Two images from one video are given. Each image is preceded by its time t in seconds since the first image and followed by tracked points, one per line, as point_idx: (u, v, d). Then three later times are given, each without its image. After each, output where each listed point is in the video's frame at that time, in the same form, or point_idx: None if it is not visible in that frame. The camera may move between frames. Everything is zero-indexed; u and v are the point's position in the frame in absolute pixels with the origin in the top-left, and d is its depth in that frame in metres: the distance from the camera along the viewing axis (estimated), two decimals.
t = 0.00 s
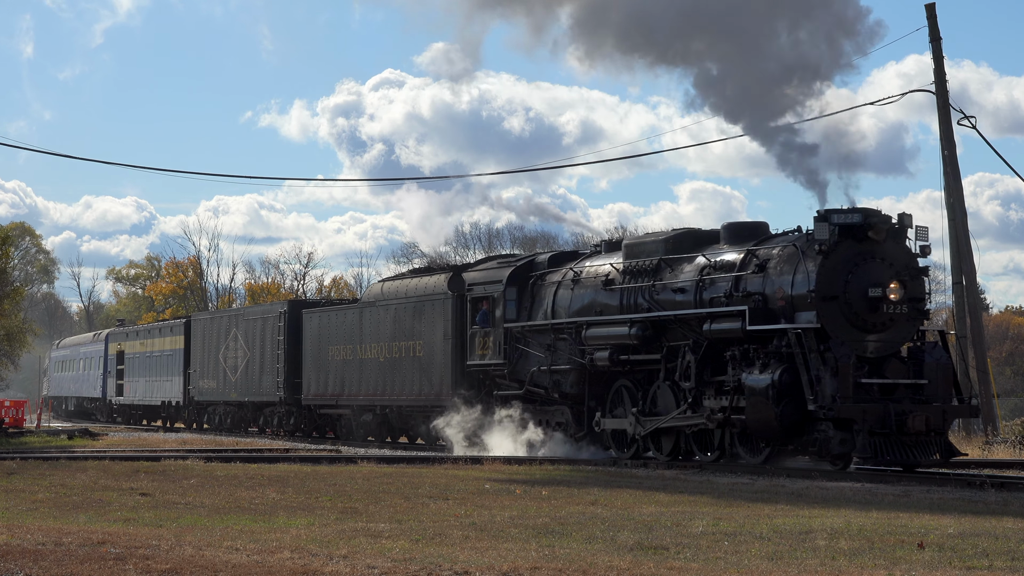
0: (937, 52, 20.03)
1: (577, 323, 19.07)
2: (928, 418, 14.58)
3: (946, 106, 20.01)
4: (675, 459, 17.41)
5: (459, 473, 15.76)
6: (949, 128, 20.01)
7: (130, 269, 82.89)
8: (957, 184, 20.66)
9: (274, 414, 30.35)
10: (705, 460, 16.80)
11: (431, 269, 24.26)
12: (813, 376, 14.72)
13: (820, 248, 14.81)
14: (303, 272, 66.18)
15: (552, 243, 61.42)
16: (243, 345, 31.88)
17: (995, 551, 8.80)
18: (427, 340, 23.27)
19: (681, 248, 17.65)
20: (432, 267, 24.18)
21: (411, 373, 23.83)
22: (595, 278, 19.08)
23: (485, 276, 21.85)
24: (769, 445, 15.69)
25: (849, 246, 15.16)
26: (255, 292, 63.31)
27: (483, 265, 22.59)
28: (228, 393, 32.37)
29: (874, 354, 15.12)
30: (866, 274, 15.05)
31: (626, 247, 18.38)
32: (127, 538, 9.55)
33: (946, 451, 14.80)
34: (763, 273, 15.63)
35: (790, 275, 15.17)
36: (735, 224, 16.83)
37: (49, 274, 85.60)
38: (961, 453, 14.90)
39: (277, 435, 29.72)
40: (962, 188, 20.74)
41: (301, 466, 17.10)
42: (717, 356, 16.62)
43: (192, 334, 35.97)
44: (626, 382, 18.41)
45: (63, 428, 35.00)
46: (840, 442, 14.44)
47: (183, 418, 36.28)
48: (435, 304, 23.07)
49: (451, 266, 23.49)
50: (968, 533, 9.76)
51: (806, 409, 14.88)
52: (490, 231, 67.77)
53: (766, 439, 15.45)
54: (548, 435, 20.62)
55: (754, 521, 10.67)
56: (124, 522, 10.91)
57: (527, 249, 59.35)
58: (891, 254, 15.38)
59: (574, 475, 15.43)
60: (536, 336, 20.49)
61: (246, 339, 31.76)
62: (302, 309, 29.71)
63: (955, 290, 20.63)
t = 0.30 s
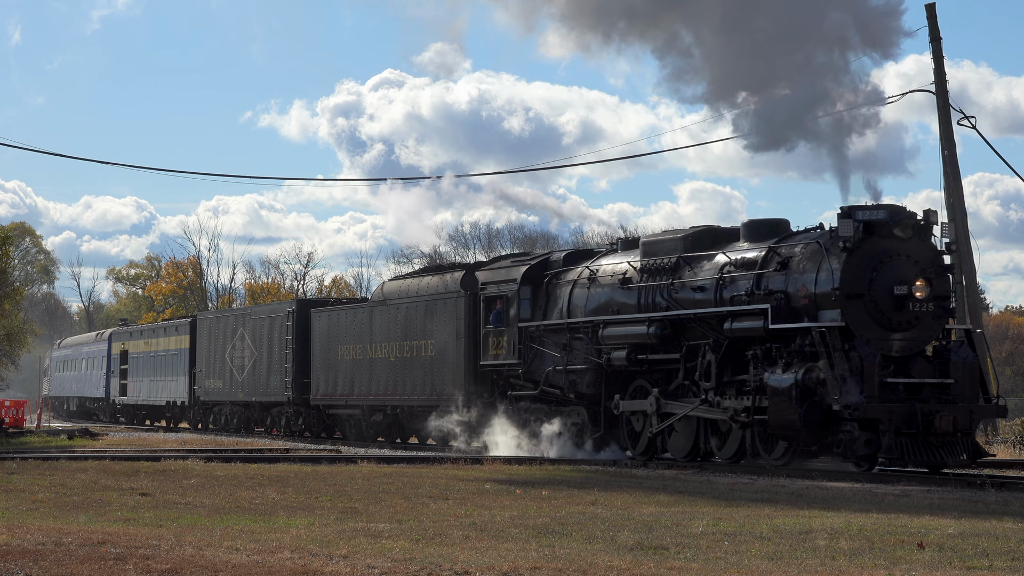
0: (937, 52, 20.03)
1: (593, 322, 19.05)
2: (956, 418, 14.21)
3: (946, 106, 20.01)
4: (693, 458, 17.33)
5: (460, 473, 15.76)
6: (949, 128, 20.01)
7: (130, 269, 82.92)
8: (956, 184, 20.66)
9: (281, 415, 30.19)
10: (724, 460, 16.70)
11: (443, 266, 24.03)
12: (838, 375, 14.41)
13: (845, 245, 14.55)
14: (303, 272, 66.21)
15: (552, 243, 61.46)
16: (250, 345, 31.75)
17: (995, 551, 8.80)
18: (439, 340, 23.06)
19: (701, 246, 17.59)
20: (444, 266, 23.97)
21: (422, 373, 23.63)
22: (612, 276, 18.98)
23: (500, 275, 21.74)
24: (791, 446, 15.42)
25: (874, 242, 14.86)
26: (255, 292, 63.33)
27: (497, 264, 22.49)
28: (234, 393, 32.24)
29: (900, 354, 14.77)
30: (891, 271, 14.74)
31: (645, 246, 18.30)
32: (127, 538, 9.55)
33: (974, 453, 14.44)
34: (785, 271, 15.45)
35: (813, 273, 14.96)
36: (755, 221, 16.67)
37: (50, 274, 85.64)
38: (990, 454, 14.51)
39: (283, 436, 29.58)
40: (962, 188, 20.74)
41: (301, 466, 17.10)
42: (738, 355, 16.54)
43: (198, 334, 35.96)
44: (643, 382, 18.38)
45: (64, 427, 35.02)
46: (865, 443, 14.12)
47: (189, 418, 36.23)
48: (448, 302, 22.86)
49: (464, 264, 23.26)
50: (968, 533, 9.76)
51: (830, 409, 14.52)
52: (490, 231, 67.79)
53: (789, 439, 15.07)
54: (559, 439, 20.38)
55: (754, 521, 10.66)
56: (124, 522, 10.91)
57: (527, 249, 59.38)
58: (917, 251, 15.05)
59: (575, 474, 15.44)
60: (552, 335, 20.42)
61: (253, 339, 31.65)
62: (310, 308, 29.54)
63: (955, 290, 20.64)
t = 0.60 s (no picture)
0: (937, 51, 20.02)
1: (611, 321, 18.67)
2: (984, 419, 14.14)
3: (947, 106, 20.00)
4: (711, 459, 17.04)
5: (460, 473, 15.75)
6: (950, 128, 20.00)
7: (130, 269, 82.91)
8: (956, 184, 20.65)
9: (289, 415, 30.04)
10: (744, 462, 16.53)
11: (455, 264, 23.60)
12: (864, 375, 14.31)
13: (871, 243, 14.39)
14: (303, 272, 66.20)
15: (552, 243, 61.46)
16: (257, 344, 31.61)
17: (995, 551, 8.80)
18: (452, 339, 22.64)
19: (721, 243, 17.25)
20: (456, 264, 23.54)
21: (433, 372, 23.25)
22: (629, 275, 18.61)
23: (514, 273, 21.30)
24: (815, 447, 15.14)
25: (900, 240, 14.71)
26: (255, 292, 63.31)
27: (511, 262, 22.07)
28: (241, 393, 32.11)
29: (926, 353, 14.68)
30: (918, 270, 14.62)
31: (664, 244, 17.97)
32: (127, 538, 9.55)
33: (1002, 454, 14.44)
34: (808, 270, 15.19)
35: (837, 271, 14.75)
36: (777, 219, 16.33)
37: (51, 274, 85.66)
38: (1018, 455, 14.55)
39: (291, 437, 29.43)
40: (961, 188, 20.73)
41: (301, 466, 17.09)
42: (760, 353, 16.30)
43: (203, 333, 35.92)
44: (662, 382, 17.99)
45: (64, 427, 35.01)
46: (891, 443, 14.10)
47: (195, 417, 36.16)
48: (460, 301, 22.46)
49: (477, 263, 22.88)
50: (967, 533, 9.76)
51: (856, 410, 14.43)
52: (490, 230, 67.76)
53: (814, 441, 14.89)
54: (575, 442, 19.88)
55: (754, 521, 10.66)
56: (124, 522, 10.91)
57: (527, 248, 59.38)
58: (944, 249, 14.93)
59: (575, 474, 15.43)
60: (567, 334, 20.00)
61: (260, 339, 31.52)
62: (319, 307, 29.33)
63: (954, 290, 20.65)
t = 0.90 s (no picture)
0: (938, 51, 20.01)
1: (628, 320, 18.30)
2: (1013, 420, 13.76)
3: (947, 106, 19.99)
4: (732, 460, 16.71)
5: (460, 473, 15.74)
6: (950, 128, 20.00)
7: (130, 269, 82.93)
8: (957, 184, 20.66)
9: (298, 416, 29.92)
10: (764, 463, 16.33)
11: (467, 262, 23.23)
12: (890, 375, 13.88)
13: (898, 240, 13.93)
14: (303, 271, 66.23)
15: (552, 243, 61.51)
16: (264, 344, 31.47)
17: (995, 551, 8.80)
18: (465, 338, 22.26)
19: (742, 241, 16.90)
20: (468, 262, 23.16)
21: (446, 372, 22.86)
22: (647, 273, 18.29)
23: (530, 271, 20.98)
24: (841, 448, 14.90)
25: (928, 237, 14.22)
26: (255, 292, 63.30)
27: (527, 261, 21.74)
28: (248, 393, 31.98)
29: (954, 353, 14.20)
30: (946, 268, 14.16)
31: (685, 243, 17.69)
32: (127, 538, 9.55)
33: None
34: (833, 267, 14.79)
35: (863, 269, 14.31)
36: (800, 216, 16.00)
37: (52, 275, 85.69)
38: None
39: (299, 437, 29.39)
40: (962, 188, 20.74)
41: (300, 466, 17.09)
42: (784, 352, 15.85)
43: (209, 333, 35.90)
44: (682, 381, 17.66)
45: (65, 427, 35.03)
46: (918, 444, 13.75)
47: (200, 418, 36.15)
48: (475, 299, 22.08)
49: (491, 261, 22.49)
50: (967, 533, 9.76)
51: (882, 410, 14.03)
52: (490, 230, 67.76)
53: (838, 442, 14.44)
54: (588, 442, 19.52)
55: (754, 521, 10.66)
56: (124, 522, 10.91)
57: (527, 248, 59.40)
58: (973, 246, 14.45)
59: (575, 475, 15.43)
60: (584, 333, 19.64)
61: (267, 338, 31.39)
62: (328, 306, 29.15)
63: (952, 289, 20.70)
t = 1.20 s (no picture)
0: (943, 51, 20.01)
1: (647, 319, 17.96)
2: None
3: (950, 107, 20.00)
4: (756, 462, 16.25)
5: (461, 473, 15.74)
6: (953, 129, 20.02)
7: (130, 268, 82.97)
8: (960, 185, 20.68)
9: (306, 416, 29.88)
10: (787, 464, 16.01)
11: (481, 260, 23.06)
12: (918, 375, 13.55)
13: (926, 238, 13.60)
14: (303, 271, 66.25)
15: (552, 243, 61.56)
16: (271, 343, 31.42)
17: (995, 552, 8.80)
18: (478, 337, 22.10)
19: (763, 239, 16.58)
20: (482, 260, 22.99)
21: (458, 372, 22.76)
22: (666, 271, 17.95)
23: (544, 269, 20.71)
24: (865, 450, 14.51)
25: (956, 234, 13.92)
26: (255, 292, 63.30)
27: (542, 258, 21.41)
28: (255, 393, 31.89)
29: (982, 352, 13.93)
30: (973, 266, 13.90)
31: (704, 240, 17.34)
32: (127, 538, 9.55)
33: None
34: (858, 265, 14.48)
35: (889, 267, 14.01)
36: (823, 214, 15.76)
37: (53, 274, 85.73)
38: None
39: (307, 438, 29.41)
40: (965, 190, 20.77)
41: (300, 467, 17.07)
42: (807, 351, 15.53)
43: (213, 332, 35.88)
44: (701, 381, 17.32)
45: (66, 427, 35.07)
46: (947, 445, 13.43)
47: (204, 418, 36.16)
48: (488, 297, 21.89)
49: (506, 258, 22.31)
50: (967, 534, 9.76)
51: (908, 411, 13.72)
52: (491, 231, 67.76)
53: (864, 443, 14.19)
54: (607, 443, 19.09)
55: (754, 521, 10.66)
56: (124, 522, 10.91)
57: (527, 248, 59.43)
58: (1000, 243, 14.21)
59: (574, 475, 15.43)
60: (601, 332, 19.37)
61: (275, 338, 31.33)
62: (337, 305, 29.03)
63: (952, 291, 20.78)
